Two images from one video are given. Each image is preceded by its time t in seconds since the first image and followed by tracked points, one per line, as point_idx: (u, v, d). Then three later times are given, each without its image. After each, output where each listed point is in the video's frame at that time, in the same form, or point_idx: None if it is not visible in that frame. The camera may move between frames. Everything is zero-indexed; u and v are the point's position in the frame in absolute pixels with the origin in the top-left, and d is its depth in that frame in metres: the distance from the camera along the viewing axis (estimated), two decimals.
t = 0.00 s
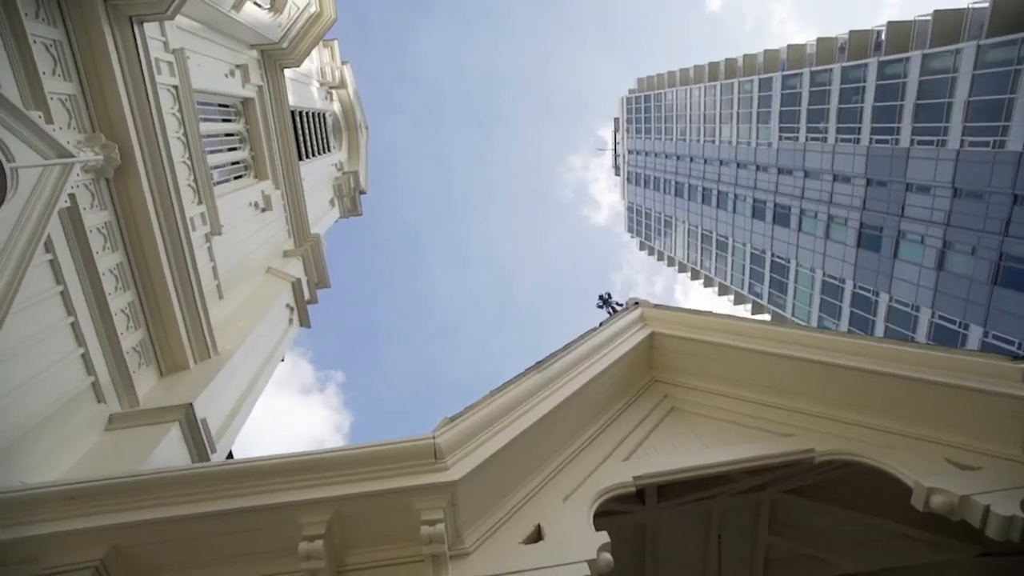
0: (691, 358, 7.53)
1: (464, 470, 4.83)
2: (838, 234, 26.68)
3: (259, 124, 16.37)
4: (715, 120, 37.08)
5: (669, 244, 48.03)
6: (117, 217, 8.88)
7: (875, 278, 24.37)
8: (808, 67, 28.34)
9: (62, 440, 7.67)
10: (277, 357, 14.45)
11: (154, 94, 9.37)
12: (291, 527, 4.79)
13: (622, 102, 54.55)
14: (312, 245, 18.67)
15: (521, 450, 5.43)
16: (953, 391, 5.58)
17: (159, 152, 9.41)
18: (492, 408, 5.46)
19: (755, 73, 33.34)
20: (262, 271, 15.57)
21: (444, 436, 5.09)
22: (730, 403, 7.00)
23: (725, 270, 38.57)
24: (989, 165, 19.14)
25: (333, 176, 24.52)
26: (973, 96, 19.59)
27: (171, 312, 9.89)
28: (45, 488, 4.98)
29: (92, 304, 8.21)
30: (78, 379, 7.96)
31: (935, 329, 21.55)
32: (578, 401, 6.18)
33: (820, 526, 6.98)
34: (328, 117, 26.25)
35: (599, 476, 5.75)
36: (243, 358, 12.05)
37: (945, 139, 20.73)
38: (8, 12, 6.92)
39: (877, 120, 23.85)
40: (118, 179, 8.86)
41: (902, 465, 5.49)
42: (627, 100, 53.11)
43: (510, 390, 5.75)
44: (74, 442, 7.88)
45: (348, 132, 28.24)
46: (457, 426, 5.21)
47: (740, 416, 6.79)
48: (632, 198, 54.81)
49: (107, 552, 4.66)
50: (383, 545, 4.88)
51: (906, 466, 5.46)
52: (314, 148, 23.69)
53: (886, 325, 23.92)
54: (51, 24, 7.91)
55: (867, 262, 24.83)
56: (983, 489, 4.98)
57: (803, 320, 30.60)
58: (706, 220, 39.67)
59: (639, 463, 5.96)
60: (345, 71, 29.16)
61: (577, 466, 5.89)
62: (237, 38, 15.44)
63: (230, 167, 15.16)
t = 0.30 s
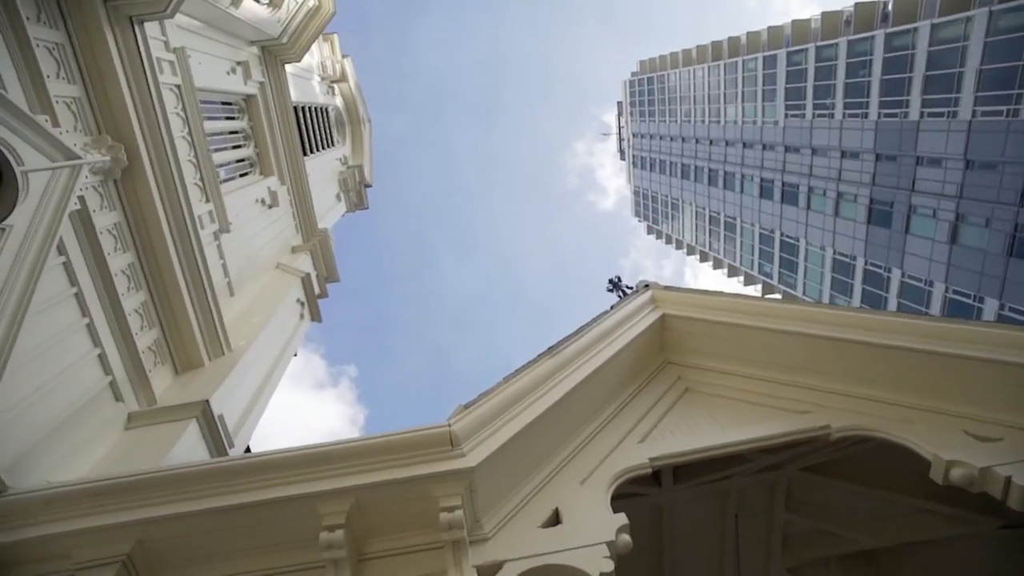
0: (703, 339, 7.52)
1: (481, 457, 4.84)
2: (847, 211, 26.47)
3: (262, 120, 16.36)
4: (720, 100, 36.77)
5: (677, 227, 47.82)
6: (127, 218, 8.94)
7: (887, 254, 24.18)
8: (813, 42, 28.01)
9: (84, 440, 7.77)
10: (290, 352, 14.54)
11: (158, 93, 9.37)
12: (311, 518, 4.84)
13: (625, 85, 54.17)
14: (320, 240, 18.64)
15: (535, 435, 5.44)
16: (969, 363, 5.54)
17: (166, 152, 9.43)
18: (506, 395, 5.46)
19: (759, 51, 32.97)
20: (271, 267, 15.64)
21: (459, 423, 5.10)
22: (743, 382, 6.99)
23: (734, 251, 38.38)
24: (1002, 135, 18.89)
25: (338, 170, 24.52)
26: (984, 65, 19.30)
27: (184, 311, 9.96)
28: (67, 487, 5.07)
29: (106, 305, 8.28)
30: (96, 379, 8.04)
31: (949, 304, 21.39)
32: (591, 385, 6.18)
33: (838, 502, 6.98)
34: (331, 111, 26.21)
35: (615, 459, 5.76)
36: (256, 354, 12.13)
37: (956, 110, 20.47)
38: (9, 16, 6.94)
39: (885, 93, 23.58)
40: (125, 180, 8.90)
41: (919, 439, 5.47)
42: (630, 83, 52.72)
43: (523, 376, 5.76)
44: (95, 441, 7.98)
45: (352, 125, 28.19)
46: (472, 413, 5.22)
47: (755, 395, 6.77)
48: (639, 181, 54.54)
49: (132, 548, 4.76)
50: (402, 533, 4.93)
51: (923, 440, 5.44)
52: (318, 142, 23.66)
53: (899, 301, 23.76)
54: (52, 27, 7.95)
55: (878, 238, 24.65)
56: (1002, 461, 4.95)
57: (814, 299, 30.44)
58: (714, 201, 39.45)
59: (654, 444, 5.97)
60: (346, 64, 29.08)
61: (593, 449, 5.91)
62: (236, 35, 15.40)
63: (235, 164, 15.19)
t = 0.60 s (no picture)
0: (715, 317, 7.49)
1: (497, 442, 4.86)
2: (855, 185, 26.25)
3: (264, 117, 16.35)
4: (722, 78, 36.46)
5: (683, 207, 47.58)
6: (135, 219, 8.99)
7: (897, 228, 24.00)
8: (815, 15, 27.67)
9: (104, 439, 7.87)
10: (302, 346, 14.62)
11: (160, 93, 9.36)
12: (330, 508, 4.89)
13: (626, 67, 53.78)
14: (326, 234, 18.57)
15: (549, 419, 5.45)
16: (983, 332, 5.50)
17: (170, 151, 9.42)
18: (518, 380, 5.47)
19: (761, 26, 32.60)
20: (280, 263, 15.69)
21: (473, 409, 5.11)
22: (756, 358, 6.99)
23: (742, 229, 38.17)
24: (1015, 100, 18.63)
25: (341, 163, 24.52)
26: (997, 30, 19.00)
27: (196, 310, 10.01)
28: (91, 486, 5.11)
29: (119, 305, 8.34)
30: (113, 380, 8.13)
31: (963, 275, 21.23)
32: (603, 367, 6.18)
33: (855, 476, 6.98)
34: (332, 105, 26.17)
35: (630, 439, 5.77)
36: (269, 349, 12.21)
37: (967, 77, 20.20)
38: (9, 21, 6.95)
39: (891, 63, 23.29)
40: (131, 181, 8.93)
41: (936, 410, 5.45)
42: (630, 64, 52.33)
43: (534, 361, 5.75)
44: (115, 441, 8.08)
45: (354, 118, 28.08)
46: (486, 398, 5.23)
47: (768, 371, 6.77)
48: (643, 163, 54.24)
49: (157, 543, 4.83)
50: (422, 520, 4.96)
51: (940, 411, 5.42)
52: (320, 137, 23.61)
53: (910, 274, 23.61)
54: (51, 31, 7.97)
55: (887, 211, 24.45)
56: (1021, 429, 4.92)
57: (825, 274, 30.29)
58: (720, 180, 39.20)
59: (669, 424, 5.98)
60: (344, 57, 29.00)
61: (608, 431, 5.92)
62: (234, 32, 15.38)
63: (239, 161, 15.21)
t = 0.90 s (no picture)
0: (728, 294, 7.46)
1: (514, 426, 4.88)
2: (866, 157, 25.97)
3: (268, 113, 16.34)
4: (726, 54, 36.07)
5: (691, 186, 47.26)
6: (146, 220, 9.07)
7: (910, 198, 23.76)
8: None
9: (128, 438, 7.98)
10: (317, 340, 14.72)
11: (164, 93, 9.37)
12: (352, 497, 4.95)
13: (628, 47, 53.29)
14: (335, 228, 18.58)
15: (565, 401, 5.47)
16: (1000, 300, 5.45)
17: (177, 150, 9.43)
18: (533, 364, 5.48)
19: None
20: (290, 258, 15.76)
21: (490, 394, 5.12)
22: (771, 334, 6.98)
23: (752, 206, 37.90)
24: None
25: (346, 156, 24.51)
26: None
27: (210, 307, 10.08)
28: (117, 483, 5.26)
29: (135, 305, 8.42)
30: (133, 379, 8.23)
31: (979, 244, 21.01)
32: (617, 348, 6.18)
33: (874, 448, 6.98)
34: (335, 98, 26.14)
35: (648, 419, 5.79)
36: (283, 344, 12.31)
37: (980, 41, 19.85)
38: (12, 27, 6.98)
39: (900, 31, 22.94)
40: (141, 182, 8.98)
41: (956, 380, 5.42)
42: (632, 44, 51.86)
43: (548, 344, 5.76)
44: (138, 439, 8.19)
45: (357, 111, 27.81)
46: (502, 383, 5.24)
47: (784, 347, 6.76)
48: (649, 144, 53.87)
49: (184, 536, 4.92)
50: (444, 505, 5.00)
51: (960, 380, 5.40)
52: (324, 130, 23.60)
53: (925, 245, 23.40)
54: (54, 35, 8.01)
55: (899, 182, 24.20)
56: None
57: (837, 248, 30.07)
58: (727, 158, 38.89)
59: (686, 403, 5.99)
60: (345, 49, 28.91)
61: (625, 412, 5.93)
62: (234, 29, 15.38)
63: (245, 159, 15.26)
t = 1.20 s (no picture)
0: (743, 271, 7.43)
1: (533, 411, 4.90)
2: (878, 129, 25.64)
3: (274, 110, 16.35)
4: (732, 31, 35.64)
5: (701, 167, 46.88)
6: (159, 221, 9.14)
7: (925, 169, 23.45)
8: None
9: (152, 438, 8.09)
10: (332, 334, 14.80)
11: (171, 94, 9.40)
12: (375, 486, 5.01)
13: (632, 29, 52.84)
14: (346, 222, 18.63)
15: (583, 385, 5.48)
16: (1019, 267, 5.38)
17: (187, 151, 9.48)
18: (550, 348, 5.48)
19: None
20: (302, 254, 15.83)
21: (508, 380, 5.14)
22: (787, 311, 6.95)
23: (763, 184, 37.56)
24: None
25: (353, 150, 24.52)
26: None
27: (226, 306, 10.17)
28: (145, 480, 5.37)
29: (153, 306, 8.51)
30: (154, 379, 8.33)
31: (999, 213, 20.71)
32: (633, 331, 6.17)
33: (896, 423, 6.95)
34: (340, 93, 26.12)
35: (666, 400, 5.79)
36: (300, 339, 12.39)
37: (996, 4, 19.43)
38: (20, 36, 7.03)
39: None
40: (152, 184, 9.05)
41: (977, 349, 5.37)
42: (636, 26, 51.37)
43: (565, 329, 5.75)
44: (162, 438, 8.31)
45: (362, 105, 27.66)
46: (520, 368, 5.25)
47: (802, 323, 6.73)
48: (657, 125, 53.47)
49: (211, 531, 5.03)
50: (466, 492, 5.04)
51: (982, 350, 5.34)
52: (330, 126, 23.62)
53: (941, 216, 23.11)
54: (61, 41, 8.06)
55: (914, 153, 23.88)
56: None
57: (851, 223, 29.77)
58: (736, 136, 38.53)
59: (704, 382, 5.99)
60: (347, 44, 28.85)
61: (643, 393, 5.94)
62: (237, 27, 15.40)
63: (253, 156, 15.33)
